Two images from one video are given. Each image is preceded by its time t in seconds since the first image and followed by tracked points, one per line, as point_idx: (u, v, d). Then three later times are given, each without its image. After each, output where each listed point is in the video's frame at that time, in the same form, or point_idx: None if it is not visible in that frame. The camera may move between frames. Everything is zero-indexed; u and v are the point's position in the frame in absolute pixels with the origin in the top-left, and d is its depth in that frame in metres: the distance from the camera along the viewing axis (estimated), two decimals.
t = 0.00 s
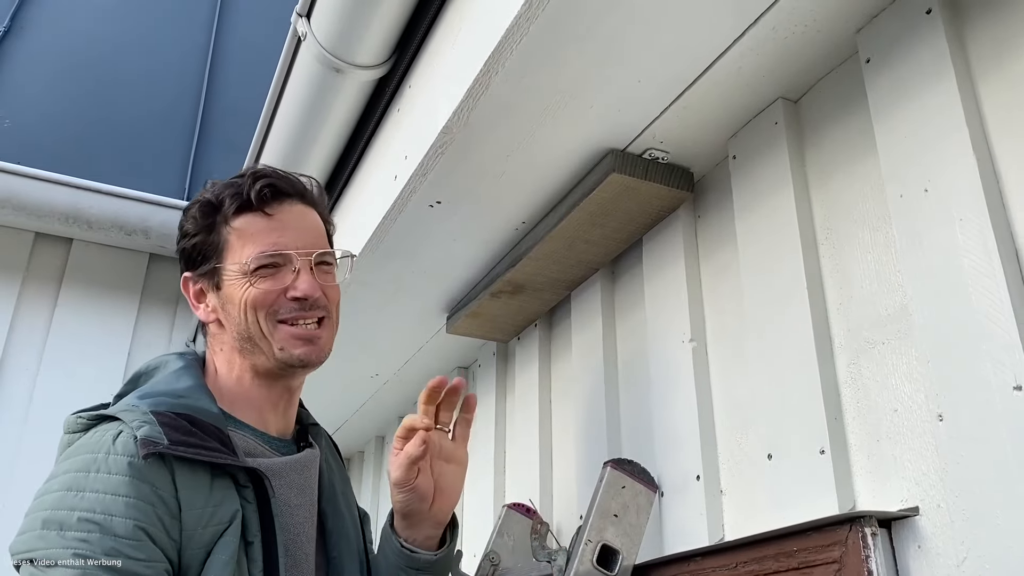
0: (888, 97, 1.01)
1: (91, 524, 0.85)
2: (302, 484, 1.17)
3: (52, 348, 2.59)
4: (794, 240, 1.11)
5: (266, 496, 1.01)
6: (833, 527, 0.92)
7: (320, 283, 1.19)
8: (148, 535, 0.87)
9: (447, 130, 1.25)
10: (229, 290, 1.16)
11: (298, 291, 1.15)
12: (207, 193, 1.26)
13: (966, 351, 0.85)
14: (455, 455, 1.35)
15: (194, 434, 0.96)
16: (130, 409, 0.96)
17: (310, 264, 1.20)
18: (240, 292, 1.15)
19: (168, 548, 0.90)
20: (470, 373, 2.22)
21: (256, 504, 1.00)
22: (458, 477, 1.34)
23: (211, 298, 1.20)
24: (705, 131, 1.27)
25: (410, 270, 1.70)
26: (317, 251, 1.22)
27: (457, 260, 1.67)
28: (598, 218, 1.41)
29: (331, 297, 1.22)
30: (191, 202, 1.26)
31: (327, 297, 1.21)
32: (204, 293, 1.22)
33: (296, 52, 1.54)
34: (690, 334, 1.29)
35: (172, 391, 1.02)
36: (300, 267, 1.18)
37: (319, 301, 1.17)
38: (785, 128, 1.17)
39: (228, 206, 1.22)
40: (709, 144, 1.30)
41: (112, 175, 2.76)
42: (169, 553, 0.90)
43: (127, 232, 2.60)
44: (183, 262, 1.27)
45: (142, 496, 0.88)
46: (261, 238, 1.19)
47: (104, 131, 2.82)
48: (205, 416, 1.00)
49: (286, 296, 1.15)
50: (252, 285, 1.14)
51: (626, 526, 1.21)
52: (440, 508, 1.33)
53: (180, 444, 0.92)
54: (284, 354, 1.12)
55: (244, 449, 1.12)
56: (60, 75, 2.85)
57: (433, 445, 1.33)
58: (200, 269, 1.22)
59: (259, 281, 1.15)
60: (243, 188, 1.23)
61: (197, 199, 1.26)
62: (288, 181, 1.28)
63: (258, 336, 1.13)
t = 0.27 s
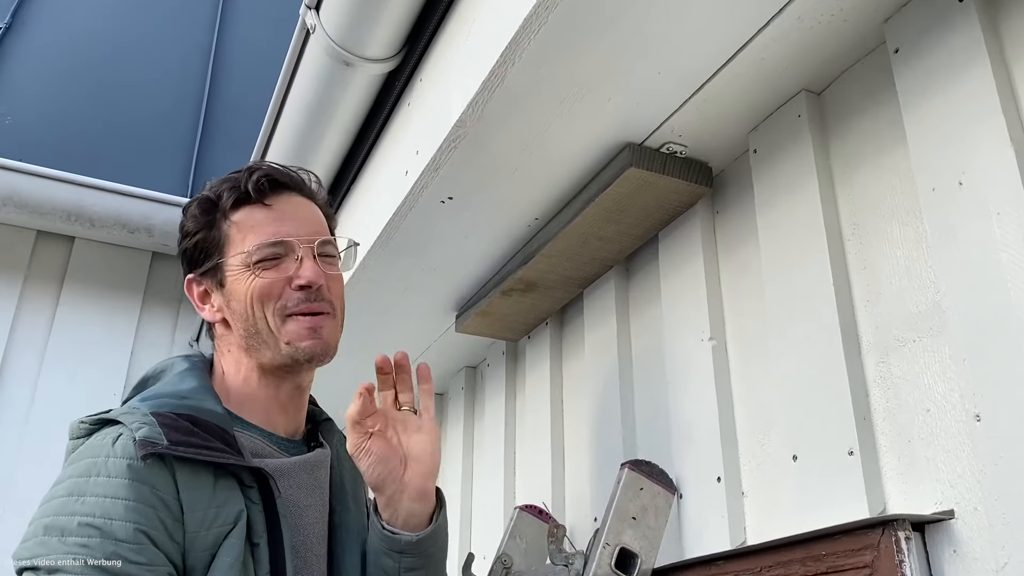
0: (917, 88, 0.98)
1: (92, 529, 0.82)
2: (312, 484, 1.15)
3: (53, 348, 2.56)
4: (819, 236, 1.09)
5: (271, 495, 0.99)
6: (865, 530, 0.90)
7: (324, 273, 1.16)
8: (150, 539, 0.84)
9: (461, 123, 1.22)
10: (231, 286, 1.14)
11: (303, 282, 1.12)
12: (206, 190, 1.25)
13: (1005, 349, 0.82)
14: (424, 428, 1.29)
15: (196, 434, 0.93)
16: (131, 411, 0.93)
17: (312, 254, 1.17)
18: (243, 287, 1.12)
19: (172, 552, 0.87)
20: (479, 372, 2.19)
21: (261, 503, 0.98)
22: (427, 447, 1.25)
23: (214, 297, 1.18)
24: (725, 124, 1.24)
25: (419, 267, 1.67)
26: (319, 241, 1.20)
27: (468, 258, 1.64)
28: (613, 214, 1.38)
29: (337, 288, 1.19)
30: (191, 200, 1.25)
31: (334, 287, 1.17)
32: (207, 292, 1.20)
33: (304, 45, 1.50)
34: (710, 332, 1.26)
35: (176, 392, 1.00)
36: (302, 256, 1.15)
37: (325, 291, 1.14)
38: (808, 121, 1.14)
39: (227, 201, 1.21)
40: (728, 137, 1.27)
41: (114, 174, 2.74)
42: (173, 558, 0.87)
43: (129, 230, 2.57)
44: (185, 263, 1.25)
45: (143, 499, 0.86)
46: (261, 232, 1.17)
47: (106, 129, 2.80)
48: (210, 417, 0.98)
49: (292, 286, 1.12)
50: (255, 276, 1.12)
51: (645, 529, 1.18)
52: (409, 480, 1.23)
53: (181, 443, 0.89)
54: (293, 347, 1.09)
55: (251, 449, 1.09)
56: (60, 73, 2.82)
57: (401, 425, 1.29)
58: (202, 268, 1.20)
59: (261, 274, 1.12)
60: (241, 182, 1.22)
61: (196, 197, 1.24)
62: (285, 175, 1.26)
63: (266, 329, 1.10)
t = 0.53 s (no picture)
0: (941, 91, 0.95)
1: (97, 548, 0.79)
2: (323, 500, 1.13)
3: (54, 352, 2.53)
4: (839, 244, 1.06)
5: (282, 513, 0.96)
6: (890, 547, 0.86)
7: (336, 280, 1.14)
8: (157, 559, 0.82)
9: (470, 128, 1.19)
10: (241, 292, 1.12)
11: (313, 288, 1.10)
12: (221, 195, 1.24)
13: None
14: (420, 447, 1.23)
15: (206, 450, 0.90)
16: (139, 425, 0.91)
17: (325, 260, 1.15)
18: (252, 292, 1.11)
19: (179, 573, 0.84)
20: (484, 378, 2.16)
21: (272, 521, 0.95)
22: (425, 462, 1.20)
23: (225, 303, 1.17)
24: (740, 128, 1.21)
25: (426, 273, 1.65)
26: (333, 247, 1.18)
27: (475, 263, 1.62)
28: (624, 219, 1.35)
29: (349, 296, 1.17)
30: (205, 205, 1.24)
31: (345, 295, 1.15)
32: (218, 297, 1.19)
33: (308, 47, 1.48)
34: (724, 340, 1.24)
35: (184, 405, 0.98)
36: (315, 261, 1.13)
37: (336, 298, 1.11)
38: (827, 125, 1.12)
39: (240, 205, 1.20)
40: (743, 141, 1.25)
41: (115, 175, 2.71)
42: None
43: (131, 232, 2.54)
44: (198, 269, 1.24)
45: (150, 518, 0.83)
46: (273, 236, 1.15)
47: (107, 131, 2.77)
48: (218, 432, 0.96)
49: (304, 292, 1.10)
50: (266, 282, 1.10)
51: (659, 543, 1.15)
52: (405, 490, 1.17)
53: (190, 460, 0.87)
54: (300, 355, 1.07)
55: (260, 462, 1.08)
56: (61, 75, 2.80)
57: (395, 448, 1.23)
58: (214, 273, 1.19)
59: (271, 279, 1.10)
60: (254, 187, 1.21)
61: (211, 201, 1.24)
62: (299, 178, 1.25)
63: (275, 337, 1.08)
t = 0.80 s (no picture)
0: (958, 88, 0.92)
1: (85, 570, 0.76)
2: (321, 516, 1.10)
3: (49, 354, 2.50)
4: (852, 246, 1.03)
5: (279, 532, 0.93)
6: (907, 561, 0.83)
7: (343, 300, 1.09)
8: None
9: (471, 126, 1.16)
10: (243, 303, 1.08)
11: (318, 311, 1.05)
12: (231, 192, 1.18)
13: None
14: (465, 528, 1.23)
15: (201, 465, 0.87)
16: (132, 437, 0.87)
17: (334, 280, 1.09)
18: (254, 307, 1.06)
19: None
20: (485, 381, 2.13)
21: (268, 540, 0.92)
22: (466, 554, 1.21)
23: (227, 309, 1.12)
24: (749, 127, 1.18)
25: (426, 274, 1.62)
26: (343, 265, 1.12)
27: (476, 264, 1.58)
28: (629, 220, 1.32)
29: (355, 315, 1.12)
30: (215, 200, 1.18)
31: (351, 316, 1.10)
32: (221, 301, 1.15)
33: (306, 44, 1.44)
34: (732, 345, 1.21)
35: (178, 415, 0.94)
36: (322, 282, 1.08)
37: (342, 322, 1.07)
38: (839, 124, 1.09)
39: (250, 209, 1.13)
40: (752, 140, 1.22)
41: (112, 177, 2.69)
42: None
43: (127, 233, 2.52)
44: (204, 265, 1.19)
45: (141, 539, 0.81)
46: (281, 250, 1.09)
47: (104, 131, 2.75)
48: (214, 443, 0.92)
49: (305, 314, 1.05)
50: (268, 300, 1.05)
51: (665, 553, 1.12)
52: None
53: (185, 478, 0.84)
54: (297, 378, 1.04)
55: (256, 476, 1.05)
56: (57, 74, 2.76)
57: (439, 520, 1.23)
58: (218, 276, 1.14)
59: (275, 296, 1.06)
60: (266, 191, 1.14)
61: (221, 198, 1.18)
62: (315, 183, 1.18)
63: (274, 356, 1.05)
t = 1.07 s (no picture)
0: (950, 74, 0.90)
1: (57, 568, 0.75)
2: (308, 514, 1.10)
3: (40, 351, 2.48)
4: (843, 237, 1.01)
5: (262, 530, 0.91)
6: (896, 556, 0.81)
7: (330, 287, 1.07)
8: None
9: (457, 116, 1.14)
10: (228, 292, 1.06)
11: (305, 298, 1.03)
12: (214, 180, 1.16)
13: None
14: (432, 524, 1.04)
15: (181, 462, 0.85)
16: (112, 432, 0.85)
17: (321, 266, 1.07)
18: (239, 296, 1.04)
19: None
20: (478, 378, 2.11)
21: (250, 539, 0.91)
22: (434, 552, 1.00)
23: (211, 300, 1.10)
24: (739, 116, 1.16)
25: (415, 269, 1.60)
26: (330, 250, 1.10)
27: (466, 259, 1.57)
28: (619, 212, 1.30)
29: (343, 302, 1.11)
30: (197, 190, 1.17)
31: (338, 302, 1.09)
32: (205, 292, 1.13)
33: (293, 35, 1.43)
34: (723, 338, 1.19)
35: (160, 409, 0.92)
36: (308, 269, 1.06)
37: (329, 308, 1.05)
38: (830, 113, 1.07)
39: (233, 197, 1.11)
40: (742, 130, 1.20)
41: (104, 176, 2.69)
42: None
43: (118, 230, 2.50)
44: (187, 256, 1.17)
45: (116, 536, 0.79)
46: (266, 236, 1.07)
47: (95, 128, 2.74)
48: (196, 439, 0.90)
49: (292, 302, 1.03)
50: (253, 289, 1.03)
51: (653, 549, 1.10)
52: None
53: (164, 475, 0.82)
54: (285, 367, 1.02)
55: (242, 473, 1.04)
56: (49, 69, 2.74)
57: (402, 518, 1.03)
58: (202, 266, 1.12)
59: (260, 284, 1.04)
60: (250, 177, 1.12)
61: (203, 187, 1.16)
62: (301, 170, 1.16)
63: (260, 346, 1.03)
